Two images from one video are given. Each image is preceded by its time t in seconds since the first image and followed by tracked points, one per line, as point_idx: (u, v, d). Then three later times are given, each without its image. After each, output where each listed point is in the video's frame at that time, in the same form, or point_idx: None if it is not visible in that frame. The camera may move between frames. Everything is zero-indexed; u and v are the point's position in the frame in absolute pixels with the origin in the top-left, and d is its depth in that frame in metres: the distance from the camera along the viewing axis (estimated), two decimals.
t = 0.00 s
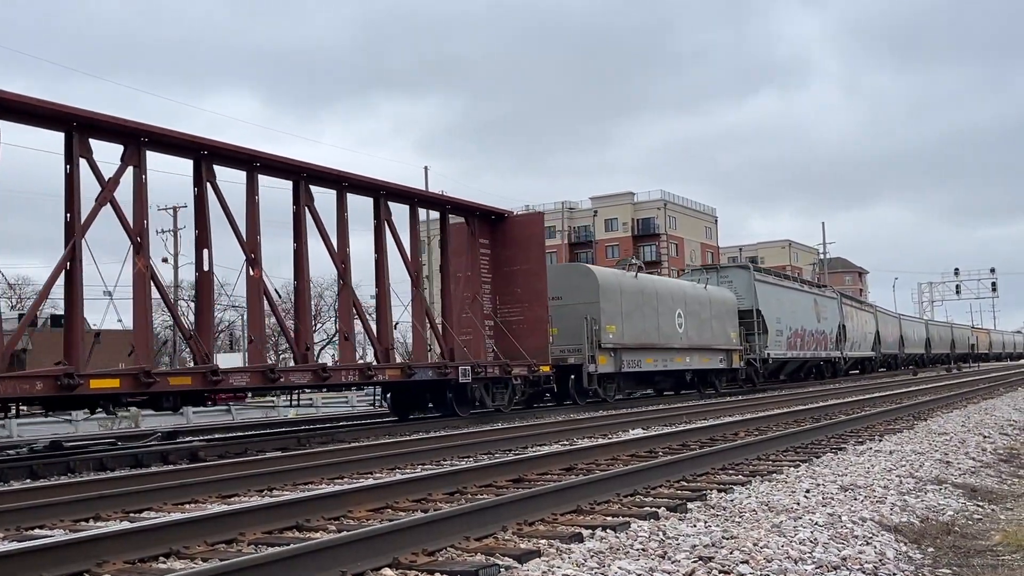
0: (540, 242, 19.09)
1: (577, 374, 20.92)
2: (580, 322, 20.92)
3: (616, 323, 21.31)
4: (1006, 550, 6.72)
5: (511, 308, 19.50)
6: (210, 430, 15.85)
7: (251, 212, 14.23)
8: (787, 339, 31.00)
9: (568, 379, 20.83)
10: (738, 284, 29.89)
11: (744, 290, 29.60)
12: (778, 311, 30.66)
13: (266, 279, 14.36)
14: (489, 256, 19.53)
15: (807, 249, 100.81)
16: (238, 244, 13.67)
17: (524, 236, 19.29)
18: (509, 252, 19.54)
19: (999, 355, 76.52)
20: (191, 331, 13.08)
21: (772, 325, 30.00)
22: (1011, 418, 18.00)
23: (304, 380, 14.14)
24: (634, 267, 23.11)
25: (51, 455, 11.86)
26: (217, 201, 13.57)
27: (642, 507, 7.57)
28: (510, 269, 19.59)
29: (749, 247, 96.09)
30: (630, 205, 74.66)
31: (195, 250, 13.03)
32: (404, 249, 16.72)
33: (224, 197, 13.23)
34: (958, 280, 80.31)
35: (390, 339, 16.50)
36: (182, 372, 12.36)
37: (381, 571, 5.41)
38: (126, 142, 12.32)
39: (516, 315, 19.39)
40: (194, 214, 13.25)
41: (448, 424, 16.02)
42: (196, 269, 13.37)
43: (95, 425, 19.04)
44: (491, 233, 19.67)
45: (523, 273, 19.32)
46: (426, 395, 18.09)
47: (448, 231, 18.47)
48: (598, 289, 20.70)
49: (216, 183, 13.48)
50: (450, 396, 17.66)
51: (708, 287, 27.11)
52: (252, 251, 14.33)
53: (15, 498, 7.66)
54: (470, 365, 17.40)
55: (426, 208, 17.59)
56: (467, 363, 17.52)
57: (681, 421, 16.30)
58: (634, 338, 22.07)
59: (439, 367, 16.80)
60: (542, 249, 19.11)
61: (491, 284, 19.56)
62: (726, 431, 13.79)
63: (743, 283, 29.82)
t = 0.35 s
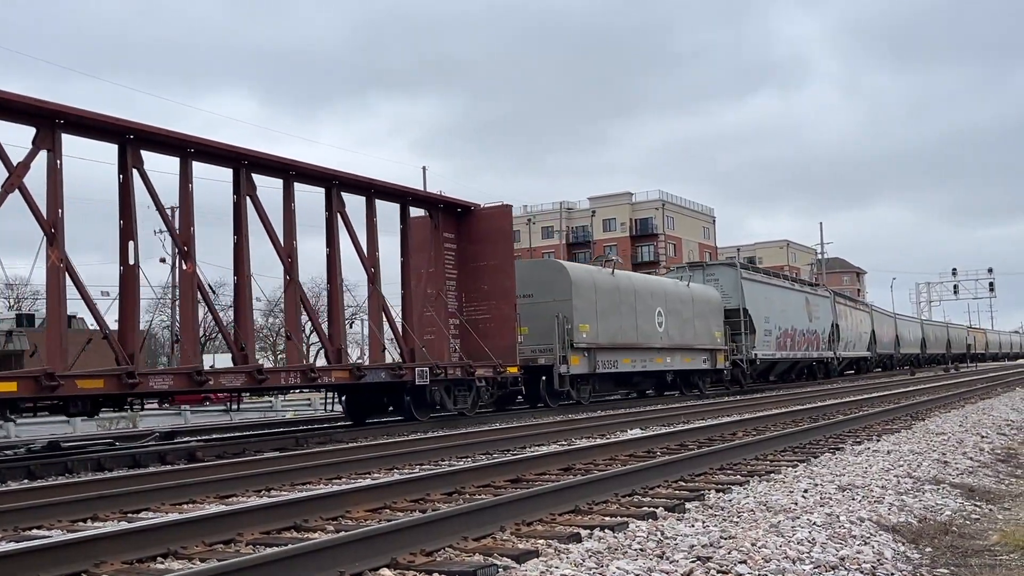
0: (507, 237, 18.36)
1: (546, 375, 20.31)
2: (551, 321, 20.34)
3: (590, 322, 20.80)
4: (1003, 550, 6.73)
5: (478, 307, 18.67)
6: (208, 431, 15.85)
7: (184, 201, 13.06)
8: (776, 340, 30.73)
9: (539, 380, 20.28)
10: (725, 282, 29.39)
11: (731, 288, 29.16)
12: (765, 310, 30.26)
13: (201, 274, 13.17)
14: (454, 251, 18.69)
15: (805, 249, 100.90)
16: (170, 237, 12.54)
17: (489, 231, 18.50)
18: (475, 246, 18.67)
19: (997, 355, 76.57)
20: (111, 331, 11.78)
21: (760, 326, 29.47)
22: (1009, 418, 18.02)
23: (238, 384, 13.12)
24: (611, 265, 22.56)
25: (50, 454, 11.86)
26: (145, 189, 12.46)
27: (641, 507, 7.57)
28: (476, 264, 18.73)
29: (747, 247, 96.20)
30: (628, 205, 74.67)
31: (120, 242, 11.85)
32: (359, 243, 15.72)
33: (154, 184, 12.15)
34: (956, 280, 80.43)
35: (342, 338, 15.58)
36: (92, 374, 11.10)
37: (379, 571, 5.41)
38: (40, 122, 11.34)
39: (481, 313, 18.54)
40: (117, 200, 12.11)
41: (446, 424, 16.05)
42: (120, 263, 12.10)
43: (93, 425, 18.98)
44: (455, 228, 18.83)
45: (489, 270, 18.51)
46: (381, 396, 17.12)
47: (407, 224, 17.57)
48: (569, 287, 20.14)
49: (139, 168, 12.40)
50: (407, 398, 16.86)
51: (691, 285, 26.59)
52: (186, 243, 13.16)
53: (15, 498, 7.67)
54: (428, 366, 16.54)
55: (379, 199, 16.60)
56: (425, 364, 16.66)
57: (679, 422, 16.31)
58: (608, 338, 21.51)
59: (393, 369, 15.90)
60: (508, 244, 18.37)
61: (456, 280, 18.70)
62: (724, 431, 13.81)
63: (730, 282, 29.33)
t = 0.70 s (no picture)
0: (471, 230, 17.20)
1: (513, 376, 19.30)
2: (519, 319, 19.56)
3: (561, 321, 20.09)
4: (1000, 550, 6.75)
5: (441, 304, 17.57)
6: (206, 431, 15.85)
7: (106, 187, 12.10)
8: (763, 340, 30.61)
9: (506, 382, 19.35)
10: (710, 281, 29.09)
11: (716, 287, 28.92)
12: (751, 309, 29.98)
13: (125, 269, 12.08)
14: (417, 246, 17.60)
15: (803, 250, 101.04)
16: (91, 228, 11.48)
17: (454, 223, 17.37)
18: (439, 241, 17.57)
19: (994, 355, 76.65)
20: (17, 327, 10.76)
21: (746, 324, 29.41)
22: (1006, 418, 18.03)
23: (159, 387, 12.04)
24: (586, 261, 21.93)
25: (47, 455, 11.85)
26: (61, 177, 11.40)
27: (638, 507, 7.56)
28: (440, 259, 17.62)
29: (745, 248, 96.26)
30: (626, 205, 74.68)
31: (32, 233, 11.31)
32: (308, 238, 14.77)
33: (68, 171, 11.04)
34: (952, 280, 80.61)
35: (286, 338, 14.46)
36: None
37: (377, 571, 5.41)
38: None
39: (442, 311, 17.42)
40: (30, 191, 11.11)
41: (444, 424, 16.08)
42: (32, 256, 11.33)
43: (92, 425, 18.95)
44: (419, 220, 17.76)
45: (453, 264, 17.40)
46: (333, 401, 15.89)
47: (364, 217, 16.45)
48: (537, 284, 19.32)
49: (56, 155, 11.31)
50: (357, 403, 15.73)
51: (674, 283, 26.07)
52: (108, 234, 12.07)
53: (14, 498, 7.67)
54: (381, 368, 15.44)
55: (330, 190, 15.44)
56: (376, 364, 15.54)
57: (677, 422, 16.33)
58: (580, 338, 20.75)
59: (341, 370, 14.84)
60: (473, 238, 17.24)
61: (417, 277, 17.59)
62: (722, 432, 13.82)
63: (715, 280, 29.05)
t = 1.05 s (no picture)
0: (429, 223, 16.27)
1: (477, 378, 19.04)
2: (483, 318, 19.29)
3: (528, 320, 19.88)
4: (996, 549, 6.76)
5: (398, 302, 16.55)
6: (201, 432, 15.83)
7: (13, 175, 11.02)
8: (747, 339, 30.54)
9: (471, 384, 19.07)
10: (692, 279, 28.92)
11: (698, 285, 28.77)
12: (733, 308, 29.84)
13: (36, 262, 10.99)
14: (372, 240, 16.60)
15: (799, 250, 101.21)
16: None
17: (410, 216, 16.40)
18: (396, 235, 16.59)
19: (990, 355, 76.82)
20: None
21: (728, 323, 29.28)
22: (1003, 418, 18.07)
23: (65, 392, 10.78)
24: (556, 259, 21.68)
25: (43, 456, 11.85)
26: None
27: (634, 507, 7.57)
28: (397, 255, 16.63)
29: (741, 248, 96.38)
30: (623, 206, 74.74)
31: None
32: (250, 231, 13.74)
33: None
34: (948, 280, 80.82)
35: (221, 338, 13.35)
36: None
37: (373, 572, 5.41)
38: None
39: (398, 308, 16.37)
40: None
41: (441, 424, 16.13)
42: None
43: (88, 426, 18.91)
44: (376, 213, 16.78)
45: (411, 260, 16.43)
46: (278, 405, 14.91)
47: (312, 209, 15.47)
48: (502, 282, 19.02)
49: None
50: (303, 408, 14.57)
51: (652, 281, 25.87)
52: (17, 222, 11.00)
53: (10, 499, 7.66)
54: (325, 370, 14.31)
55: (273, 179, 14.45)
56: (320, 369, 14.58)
57: (673, 422, 16.37)
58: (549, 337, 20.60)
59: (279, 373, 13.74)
60: (432, 231, 16.28)
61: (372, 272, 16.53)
62: (719, 432, 13.83)
63: (696, 278, 28.88)
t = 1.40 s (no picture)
0: (381, 216, 15.69)
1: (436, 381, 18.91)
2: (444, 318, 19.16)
3: (492, 321, 19.78)
4: (991, 550, 6.78)
5: (347, 301, 15.93)
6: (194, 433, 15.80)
7: None
8: (731, 339, 30.61)
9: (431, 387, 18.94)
10: (673, 277, 28.89)
11: (680, 283, 28.75)
12: (715, 307, 29.83)
13: None
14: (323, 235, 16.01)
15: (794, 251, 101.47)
16: None
17: (361, 209, 15.81)
18: (346, 230, 15.98)
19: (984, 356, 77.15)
20: None
21: (711, 323, 29.31)
22: (998, 419, 18.16)
23: None
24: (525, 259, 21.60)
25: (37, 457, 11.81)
26: None
27: (630, 508, 7.58)
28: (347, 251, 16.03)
29: (737, 249, 96.64)
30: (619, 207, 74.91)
31: None
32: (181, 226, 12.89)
33: None
34: (942, 281, 81.14)
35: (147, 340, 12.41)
36: None
37: (369, 574, 5.39)
38: None
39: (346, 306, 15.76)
40: None
41: (441, 425, 16.25)
42: None
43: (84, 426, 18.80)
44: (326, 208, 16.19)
45: (362, 255, 15.82)
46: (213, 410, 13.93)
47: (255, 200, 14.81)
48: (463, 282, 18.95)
49: None
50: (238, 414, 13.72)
51: (630, 280, 25.81)
52: None
53: (4, 501, 7.62)
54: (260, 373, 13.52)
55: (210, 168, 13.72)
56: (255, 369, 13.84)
57: (670, 423, 16.42)
58: (516, 339, 20.53)
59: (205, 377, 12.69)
60: (383, 225, 15.69)
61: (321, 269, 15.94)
62: (714, 433, 13.86)
63: (677, 276, 28.85)
